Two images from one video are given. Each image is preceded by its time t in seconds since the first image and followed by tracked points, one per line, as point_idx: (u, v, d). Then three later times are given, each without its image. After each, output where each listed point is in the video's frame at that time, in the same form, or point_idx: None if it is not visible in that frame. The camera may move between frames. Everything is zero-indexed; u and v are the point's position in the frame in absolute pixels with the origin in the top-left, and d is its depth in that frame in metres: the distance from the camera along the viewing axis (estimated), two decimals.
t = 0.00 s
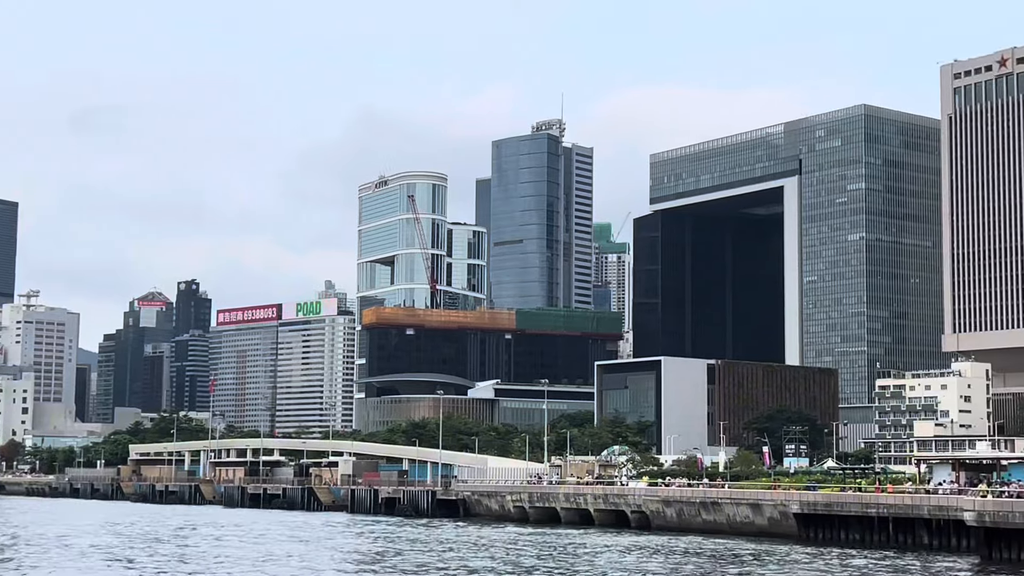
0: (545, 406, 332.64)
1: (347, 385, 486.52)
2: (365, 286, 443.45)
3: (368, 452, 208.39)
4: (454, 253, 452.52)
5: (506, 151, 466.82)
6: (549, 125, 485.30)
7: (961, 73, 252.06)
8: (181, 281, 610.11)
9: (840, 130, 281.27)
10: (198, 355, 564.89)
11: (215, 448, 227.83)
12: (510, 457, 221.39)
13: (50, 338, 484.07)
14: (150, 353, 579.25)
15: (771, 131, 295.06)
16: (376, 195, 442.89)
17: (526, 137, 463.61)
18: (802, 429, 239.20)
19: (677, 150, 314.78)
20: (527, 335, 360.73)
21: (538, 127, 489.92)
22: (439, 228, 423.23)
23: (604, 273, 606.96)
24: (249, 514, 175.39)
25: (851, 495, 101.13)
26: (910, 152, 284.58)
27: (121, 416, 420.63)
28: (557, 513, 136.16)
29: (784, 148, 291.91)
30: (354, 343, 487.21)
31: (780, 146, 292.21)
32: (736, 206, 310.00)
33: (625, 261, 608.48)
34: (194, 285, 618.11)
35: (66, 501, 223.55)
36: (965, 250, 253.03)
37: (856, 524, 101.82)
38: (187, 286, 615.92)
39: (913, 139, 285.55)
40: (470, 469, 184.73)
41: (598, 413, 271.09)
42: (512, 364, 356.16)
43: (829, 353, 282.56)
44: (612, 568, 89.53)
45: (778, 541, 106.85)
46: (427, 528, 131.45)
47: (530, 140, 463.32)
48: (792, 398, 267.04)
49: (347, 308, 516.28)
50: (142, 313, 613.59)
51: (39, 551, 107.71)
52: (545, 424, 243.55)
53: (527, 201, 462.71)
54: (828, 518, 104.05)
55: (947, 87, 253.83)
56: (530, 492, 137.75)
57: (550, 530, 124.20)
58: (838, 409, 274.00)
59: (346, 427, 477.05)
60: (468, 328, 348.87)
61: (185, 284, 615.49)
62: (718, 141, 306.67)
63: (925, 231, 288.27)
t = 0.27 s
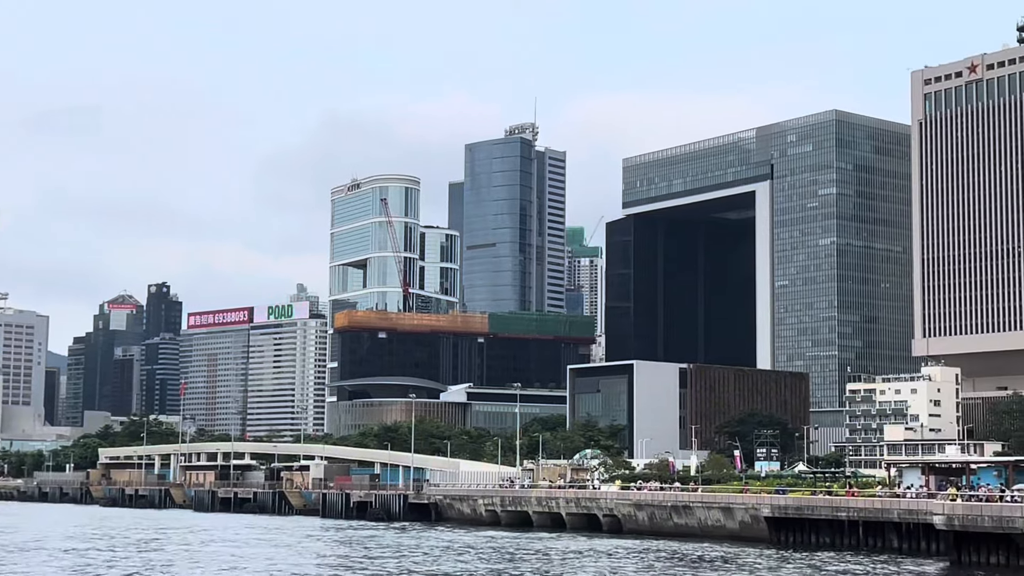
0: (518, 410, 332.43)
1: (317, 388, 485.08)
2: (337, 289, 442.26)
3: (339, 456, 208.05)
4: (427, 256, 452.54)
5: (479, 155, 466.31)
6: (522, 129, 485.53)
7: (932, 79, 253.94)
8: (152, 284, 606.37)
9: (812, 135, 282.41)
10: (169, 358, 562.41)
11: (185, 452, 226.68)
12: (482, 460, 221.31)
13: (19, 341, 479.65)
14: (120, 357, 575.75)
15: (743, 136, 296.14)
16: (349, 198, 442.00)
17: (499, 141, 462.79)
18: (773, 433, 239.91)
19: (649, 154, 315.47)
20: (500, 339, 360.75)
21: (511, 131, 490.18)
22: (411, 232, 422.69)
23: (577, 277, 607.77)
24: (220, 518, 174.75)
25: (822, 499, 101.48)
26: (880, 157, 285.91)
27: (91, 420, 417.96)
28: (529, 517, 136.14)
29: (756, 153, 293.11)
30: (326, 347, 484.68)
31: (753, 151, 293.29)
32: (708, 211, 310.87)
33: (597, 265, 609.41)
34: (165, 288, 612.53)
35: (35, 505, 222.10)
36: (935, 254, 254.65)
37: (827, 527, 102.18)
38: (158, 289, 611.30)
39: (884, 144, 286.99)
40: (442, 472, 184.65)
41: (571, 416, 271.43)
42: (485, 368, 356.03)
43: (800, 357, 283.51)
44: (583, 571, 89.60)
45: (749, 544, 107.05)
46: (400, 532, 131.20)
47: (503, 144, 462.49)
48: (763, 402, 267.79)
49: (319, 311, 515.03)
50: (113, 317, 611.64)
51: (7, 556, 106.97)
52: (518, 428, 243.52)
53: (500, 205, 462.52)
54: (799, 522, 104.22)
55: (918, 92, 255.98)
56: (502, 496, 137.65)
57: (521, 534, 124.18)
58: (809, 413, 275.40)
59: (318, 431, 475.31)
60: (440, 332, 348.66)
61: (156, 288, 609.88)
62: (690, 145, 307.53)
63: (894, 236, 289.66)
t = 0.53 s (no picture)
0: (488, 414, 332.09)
1: (287, 392, 484.10)
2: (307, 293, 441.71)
3: (309, 461, 207.47)
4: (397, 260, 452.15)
5: (450, 160, 465.86)
6: (493, 133, 485.51)
7: (901, 86, 255.67)
8: (120, 287, 603.95)
9: (781, 141, 283.51)
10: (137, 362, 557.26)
11: (153, 456, 225.29)
12: (452, 465, 221.15)
13: None
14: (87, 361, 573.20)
15: (713, 141, 297.16)
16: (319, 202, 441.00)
17: (470, 145, 462.32)
18: (743, 438, 240.58)
19: (620, 160, 316.11)
20: (470, 344, 360.44)
21: (481, 135, 490.05)
22: (382, 236, 422.24)
23: (548, 282, 608.30)
24: (188, 523, 173.92)
25: (791, 504, 101.80)
26: (849, 163, 287.22)
27: (58, 424, 414.84)
28: (499, 522, 136.07)
29: (725, 159, 294.00)
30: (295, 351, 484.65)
31: (723, 156, 294.28)
32: (679, 216, 311.69)
33: (568, 270, 610.17)
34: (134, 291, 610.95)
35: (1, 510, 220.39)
36: (903, 260, 256.08)
37: (795, 532, 102.19)
38: (126, 292, 609.67)
39: (853, 151, 288.46)
40: (412, 477, 184.36)
41: (541, 421, 271.64)
42: (455, 372, 355.80)
43: (769, 362, 284.40)
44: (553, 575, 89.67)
45: (718, 548, 107.39)
46: (370, 537, 130.87)
47: (473, 149, 462.02)
48: (732, 407, 268.41)
49: (288, 315, 513.60)
50: (80, 320, 607.77)
51: None
52: (488, 433, 243.41)
53: (471, 209, 462.31)
54: (768, 528, 104.25)
55: (887, 99, 257.51)
56: (473, 501, 137.54)
57: (491, 539, 124.14)
58: (778, 418, 276.38)
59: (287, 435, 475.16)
60: (411, 336, 348.25)
61: (125, 290, 608.90)
62: (661, 150, 308.26)
63: (863, 242, 290.98)
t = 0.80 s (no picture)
0: (459, 419, 331.60)
1: (257, 398, 484.18)
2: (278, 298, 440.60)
3: (279, 466, 206.69)
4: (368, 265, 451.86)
5: (422, 164, 465.42)
6: (465, 138, 485.42)
7: (870, 93, 257.11)
8: (89, 292, 600.37)
9: (752, 147, 284.53)
10: (106, 366, 556.49)
11: (122, 462, 224.05)
12: (423, 470, 220.83)
13: None
14: (56, 365, 570.55)
15: (684, 147, 298.16)
16: (289, 206, 439.76)
17: (442, 150, 461.88)
18: (713, 443, 241.16)
19: (592, 165, 316.60)
20: (441, 348, 359.94)
21: (453, 140, 489.79)
22: (353, 240, 421.76)
23: (519, 287, 608.44)
24: (157, 529, 172.96)
25: (761, 509, 102.03)
26: (818, 169, 288.43)
27: (26, 429, 411.97)
28: (470, 527, 135.90)
29: (697, 164, 295.04)
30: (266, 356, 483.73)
31: (694, 162, 295.24)
32: (650, 221, 312.42)
33: (540, 275, 610.57)
34: (104, 295, 605.70)
35: None
36: (873, 266, 257.61)
37: (765, 537, 102.28)
38: (95, 296, 604.70)
39: (823, 157, 289.72)
40: (382, 483, 184.02)
41: (512, 426, 271.73)
42: (426, 377, 355.47)
43: (740, 367, 285.23)
44: None
45: (688, 553, 107.48)
46: (342, 542, 130.64)
47: (446, 153, 461.66)
48: (703, 412, 268.94)
49: (258, 320, 512.07)
50: (49, 325, 604.00)
51: None
52: (459, 438, 243.11)
53: (442, 214, 461.95)
54: (738, 532, 104.48)
55: (856, 105, 258.99)
56: (444, 506, 137.27)
57: (462, 544, 124.06)
58: (748, 423, 277.12)
59: (257, 440, 474.65)
60: (381, 340, 348.08)
61: (94, 295, 604.01)
62: (632, 156, 309.02)
63: (832, 248, 292.24)
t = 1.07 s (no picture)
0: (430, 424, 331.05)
1: (226, 403, 483.29)
2: (247, 302, 438.95)
3: (249, 471, 205.83)
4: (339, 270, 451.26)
5: (394, 169, 464.51)
6: (436, 143, 485.02)
7: (839, 100, 258.33)
8: (57, 295, 594.56)
9: (722, 153, 285.44)
10: (74, 371, 553.50)
11: (90, 467, 222.71)
12: (394, 475, 220.38)
13: None
14: (23, 370, 567.29)
15: (655, 153, 298.92)
16: (260, 210, 438.41)
17: (413, 154, 460.69)
18: (683, 448, 241.61)
19: (563, 170, 316.89)
20: (412, 354, 359.31)
21: (424, 145, 489.44)
22: (324, 245, 421.22)
23: (490, 292, 608.43)
24: (125, 534, 171.86)
25: (731, 514, 102.23)
26: (788, 175, 289.44)
27: None
28: (441, 533, 135.73)
29: (668, 170, 295.66)
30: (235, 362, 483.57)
31: (665, 168, 296.00)
32: (621, 226, 312.98)
33: (511, 280, 610.70)
34: (71, 300, 598.66)
35: None
36: (841, 272, 258.70)
37: (735, 542, 102.45)
38: (63, 300, 598.44)
39: (793, 163, 290.84)
40: (353, 488, 183.46)
41: (483, 431, 271.58)
42: (397, 382, 355.00)
43: (710, 372, 285.97)
44: None
45: (659, 558, 107.53)
46: (312, 548, 130.13)
47: (417, 158, 460.45)
48: (673, 417, 269.46)
49: (228, 325, 510.37)
50: (16, 329, 600.11)
51: None
52: (430, 443, 242.69)
53: (414, 218, 461.34)
54: (709, 537, 104.76)
55: (826, 112, 260.18)
56: (414, 511, 137.07)
57: (433, 550, 123.78)
58: (718, 428, 277.82)
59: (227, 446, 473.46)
60: (352, 345, 347.21)
61: (61, 299, 597.70)
62: (603, 162, 309.56)
63: (802, 254, 293.26)
